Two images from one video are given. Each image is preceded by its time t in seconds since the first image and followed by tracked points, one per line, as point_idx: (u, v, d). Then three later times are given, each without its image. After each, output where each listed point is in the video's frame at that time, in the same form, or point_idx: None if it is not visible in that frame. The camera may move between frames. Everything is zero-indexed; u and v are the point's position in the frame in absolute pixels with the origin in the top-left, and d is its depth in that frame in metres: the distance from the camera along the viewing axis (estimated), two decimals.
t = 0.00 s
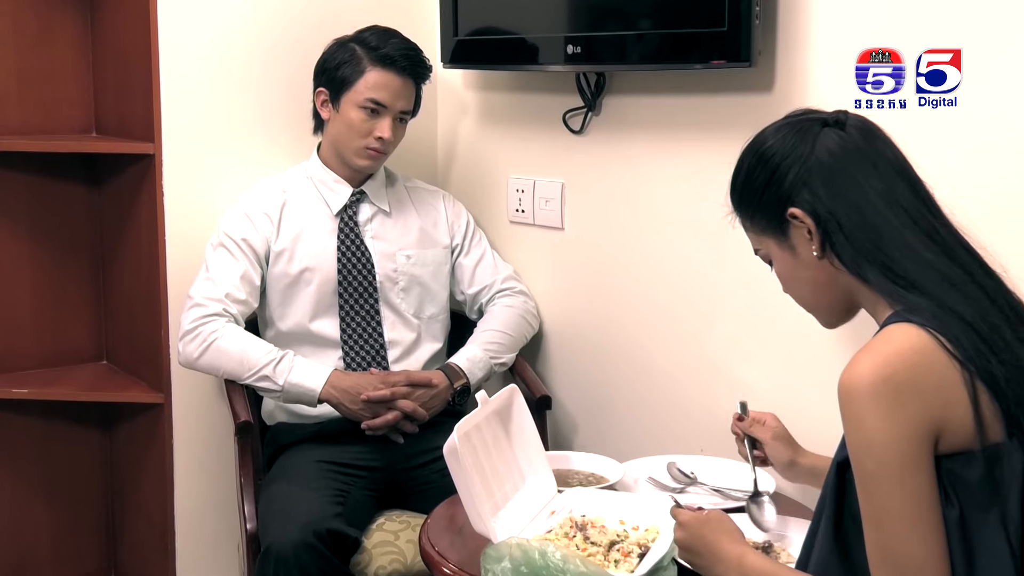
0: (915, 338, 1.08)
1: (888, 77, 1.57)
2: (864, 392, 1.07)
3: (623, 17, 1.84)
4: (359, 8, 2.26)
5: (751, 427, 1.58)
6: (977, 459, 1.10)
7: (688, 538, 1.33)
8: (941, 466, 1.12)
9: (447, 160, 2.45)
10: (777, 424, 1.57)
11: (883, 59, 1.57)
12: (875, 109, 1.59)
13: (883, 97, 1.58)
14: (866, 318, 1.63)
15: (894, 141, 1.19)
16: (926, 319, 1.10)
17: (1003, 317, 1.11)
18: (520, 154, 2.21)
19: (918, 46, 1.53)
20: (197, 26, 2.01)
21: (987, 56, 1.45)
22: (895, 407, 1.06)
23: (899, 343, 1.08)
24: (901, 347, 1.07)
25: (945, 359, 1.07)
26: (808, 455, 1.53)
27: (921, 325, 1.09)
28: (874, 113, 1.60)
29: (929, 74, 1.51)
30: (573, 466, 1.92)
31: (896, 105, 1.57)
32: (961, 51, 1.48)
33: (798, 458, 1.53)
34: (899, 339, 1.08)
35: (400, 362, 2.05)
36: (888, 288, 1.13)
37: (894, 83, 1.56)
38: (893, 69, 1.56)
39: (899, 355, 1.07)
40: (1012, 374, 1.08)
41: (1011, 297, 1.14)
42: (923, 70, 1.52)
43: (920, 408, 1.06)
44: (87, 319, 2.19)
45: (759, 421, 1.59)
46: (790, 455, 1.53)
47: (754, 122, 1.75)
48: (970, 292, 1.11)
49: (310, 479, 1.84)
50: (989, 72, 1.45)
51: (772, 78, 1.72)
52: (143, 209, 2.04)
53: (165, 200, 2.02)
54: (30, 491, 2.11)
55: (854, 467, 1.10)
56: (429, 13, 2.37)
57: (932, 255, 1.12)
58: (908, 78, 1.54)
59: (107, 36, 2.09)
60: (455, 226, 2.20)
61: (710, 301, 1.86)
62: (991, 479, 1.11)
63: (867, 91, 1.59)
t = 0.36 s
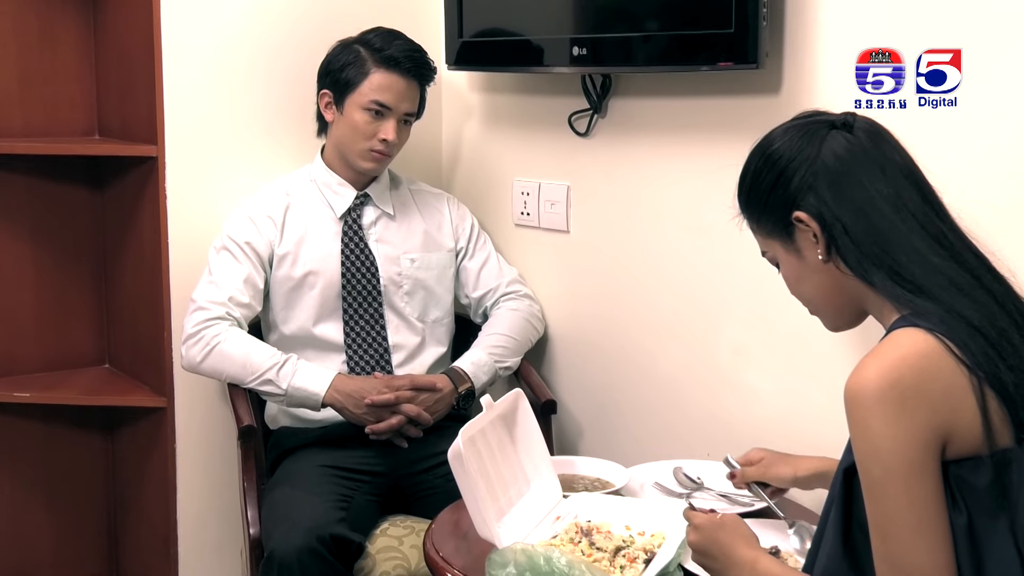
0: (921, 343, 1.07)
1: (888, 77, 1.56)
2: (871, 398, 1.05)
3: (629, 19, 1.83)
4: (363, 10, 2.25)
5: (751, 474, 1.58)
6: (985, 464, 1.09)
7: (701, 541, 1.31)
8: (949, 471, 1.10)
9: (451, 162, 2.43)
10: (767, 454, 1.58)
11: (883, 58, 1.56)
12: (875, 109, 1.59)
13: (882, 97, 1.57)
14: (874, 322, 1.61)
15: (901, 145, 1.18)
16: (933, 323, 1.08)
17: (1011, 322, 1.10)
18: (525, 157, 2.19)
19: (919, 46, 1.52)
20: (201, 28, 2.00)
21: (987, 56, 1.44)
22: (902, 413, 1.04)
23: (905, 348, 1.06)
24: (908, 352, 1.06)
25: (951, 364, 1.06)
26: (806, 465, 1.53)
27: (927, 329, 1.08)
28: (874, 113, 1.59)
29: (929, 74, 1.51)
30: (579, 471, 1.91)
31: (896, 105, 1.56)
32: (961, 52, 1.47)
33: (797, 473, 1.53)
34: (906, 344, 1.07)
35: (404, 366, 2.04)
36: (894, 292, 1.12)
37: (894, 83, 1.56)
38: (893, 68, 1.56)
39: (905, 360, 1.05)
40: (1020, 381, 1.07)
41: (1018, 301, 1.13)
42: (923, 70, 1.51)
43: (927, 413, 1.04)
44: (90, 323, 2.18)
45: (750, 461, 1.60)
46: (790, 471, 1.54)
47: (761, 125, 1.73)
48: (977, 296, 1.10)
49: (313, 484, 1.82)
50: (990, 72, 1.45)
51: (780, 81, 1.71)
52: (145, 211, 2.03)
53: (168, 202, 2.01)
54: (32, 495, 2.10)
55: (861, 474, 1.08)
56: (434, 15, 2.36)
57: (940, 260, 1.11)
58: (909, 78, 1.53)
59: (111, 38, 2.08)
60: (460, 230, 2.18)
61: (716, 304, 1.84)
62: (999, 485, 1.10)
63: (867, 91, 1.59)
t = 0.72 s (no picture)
0: (929, 346, 1.05)
1: (888, 77, 1.55)
2: (877, 402, 1.04)
3: (634, 18, 1.80)
4: (366, 10, 2.23)
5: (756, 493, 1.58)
6: (993, 469, 1.08)
7: (709, 546, 1.28)
8: (956, 476, 1.09)
9: (455, 163, 2.41)
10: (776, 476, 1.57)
11: (883, 59, 1.55)
12: (875, 109, 1.57)
13: (882, 97, 1.56)
14: (882, 325, 1.59)
15: (911, 146, 1.16)
16: (941, 326, 1.06)
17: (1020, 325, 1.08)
18: (530, 158, 2.17)
19: (918, 46, 1.51)
20: (202, 27, 1.98)
21: (987, 56, 1.44)
22: (908, 416, 1.03)
23: (912, 352, 1.05)
24: (915, 355, 1.04)
25: (959, 368, 1.04)
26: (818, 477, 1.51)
27: (935, 332, 1.06)
28: (874, 113, 1.58)
29: (929, 74, 1.50)
30: (584, 476, 1.88)
31: (896, 105, 1.55)
32: (961, 51, 1.46)
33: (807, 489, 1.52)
34: (913, 347, 1.05)
35: (407, 370, 2.02)
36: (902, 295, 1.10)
37: (894, 83, 1.54)
38: (893, 68, 1.54)
39: (911, 363, 1.04)
40: None
41: None
42: (923, 70, 1.50)
43: (934, 417, 1.03)
44: (90, 325, 2.16)
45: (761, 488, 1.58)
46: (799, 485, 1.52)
47: (770, 126, 1.71)
48: (987, 299, 1.08)
49: (315, 488, 1.80)
50: (990, 72, 1.44)
51: (788, 81, 1.68)
52: (146, 213, 2.01)
53: (169, 204, 1.99)
54: (32, 499, 2.08)
55: (867, 478, 1.07)
56: (438, 15, 2.34)
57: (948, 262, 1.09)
58: (908, 78, 1.52)
59: (111, 38, 2.06)
60: (464, 231, 2.16)
61: (723, 307, 1.82)
62: (1009, 490, 1.08)
63: (867, 91, 1.58)
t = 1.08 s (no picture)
0: (939, 349, 1.03)
1: (888, 77, 1.54)
2: (888, 405, 1.01)
3: (639, 18, 1.78)
4: (368, 10, 2.21)
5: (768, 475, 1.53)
6: (1005, 474, 1.06)
7: (710, 554, 1.25)
8: (968, 481, 1.08)
9: (458, 165, 2.39)
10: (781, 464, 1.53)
11: (883, 58, 1.54)
12: (875, 109, 1.56)
13: (882, 97, 1.55)
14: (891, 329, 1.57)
15: (922, 149, 1.14)
16: (951, 329, 1.04)
17: None
18: (534, 159, 2.15)
19: (918, 46, 1.50)
20: (203, 28, 1.97)
21: (987, 57, 1.43)
22: (919, 418, 1.01)
23: (923, 354, 1.03)
24: (926, 358, 1.02)
25: (971, 371, 1.02)
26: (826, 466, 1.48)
27: (945, 335, 1.04)
28: (874, 113, 1.57)
29: (929, 74, 1.49)
30: (588, 480, 1.86)
31: (896, 105, 1.54)
32: (961, 51, 1.45)
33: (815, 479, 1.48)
34: (924, 350, 1.03)
35: (409, 373, 2.00)
36: (911, 299, 1.08)
37: (894, 83, 1.53)
38: (893, 68, 1.53)
39: (923, 366, 1.02)
40: None
41: None
42: (923, 70, 1.50)
43: (944, 419, 1.01)
44: (90, 328, 2.14)
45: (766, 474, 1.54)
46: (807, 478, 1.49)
47: (777, 127, 1.69)
48: (1000, 303, 1.06)
49: (316, 493, 1.78)
50: (990, 72, 1.43)
51: (795, 81, 1.66)
52: (147, 214, 1.99)
53: (169, 206, 1.97)
54: (31, 503, 2.06)
55: (881, 484, 1.05)
56: (441, 15, 2.32)
57: (960, 266, 1.07)
58: (909, 78, 1.51)
59: (112, 38, 2.05)
60: (467, 234, 2.14)
61: (730, 310, 1.80)
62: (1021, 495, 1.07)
63: (867, 91, 1.56)
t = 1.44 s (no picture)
0: (948, 353, 1.01)
1: (888, 77, 1.52)
2: (896, 409, 1.00)
3: (645, 17, 1.76)
4: (370, 9, 2.18)
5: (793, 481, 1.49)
6: (1015, 477, 1.04)
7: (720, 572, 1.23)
8: (977, 484, 1.06)
9: (462, 166, 2.36)
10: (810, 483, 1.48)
11: (883, 58, 1.52)
12: (875, 109, 1.55)
13: (883, 97, 1.54)
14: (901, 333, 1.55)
15: (932, 150, 1.11)
16: (960, 332, 1.02)
17: None
18: (538, 160, 2.12)
19: (918, 46, 1.48)
20: (203, 27, 1.94)
21: (987, 57, 1.41)
22: (928, 422, 0.99)
23: (932, 358, 1.01)
24: (935, 362, 1.00)
25: (980, 374, 1.00)
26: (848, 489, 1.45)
27: (954, 338, 1.02)
28: (874, 113, 1.55)
29: (929, 74, 1.48)
30: (594, 486, 1.83)
31: (896, 105, 1.53)
32: (961, 51, 1.44)
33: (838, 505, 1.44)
34: (933, 354, 1.01)
35: (412, 377, 1.97)
36: (920, 303, 1.06)
37: (894, 83, 1.52)
38: (893, 69, 1.52)
39: (933, 370, 1.00)
40: None
41: None
42: (923, 70, 1.48)
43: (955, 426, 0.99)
44: (88, 331, 2.12)
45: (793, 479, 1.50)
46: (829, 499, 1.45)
47: (786, 127, 1.66)
48: (1010, 306, 1.04)
49: (317, 499, 1.76)
50: (991, 71, 1.41)
51: (803, 81, 1.64)
52: (146, 216, 1.97)
53: (169, 208, 1.95)
54: (29, 509, 2.04)
55: (896, 494, 1.02)
56: (444, 14, 2.30)
57: (969, 269, 1.05)
58: (909, 78, 1.50)
59: (111, 38, 2.02)
60: (471, 235, 2.11)
61: (737, 313, 1.78)
62: None
63: (867, 91, 1.55)
